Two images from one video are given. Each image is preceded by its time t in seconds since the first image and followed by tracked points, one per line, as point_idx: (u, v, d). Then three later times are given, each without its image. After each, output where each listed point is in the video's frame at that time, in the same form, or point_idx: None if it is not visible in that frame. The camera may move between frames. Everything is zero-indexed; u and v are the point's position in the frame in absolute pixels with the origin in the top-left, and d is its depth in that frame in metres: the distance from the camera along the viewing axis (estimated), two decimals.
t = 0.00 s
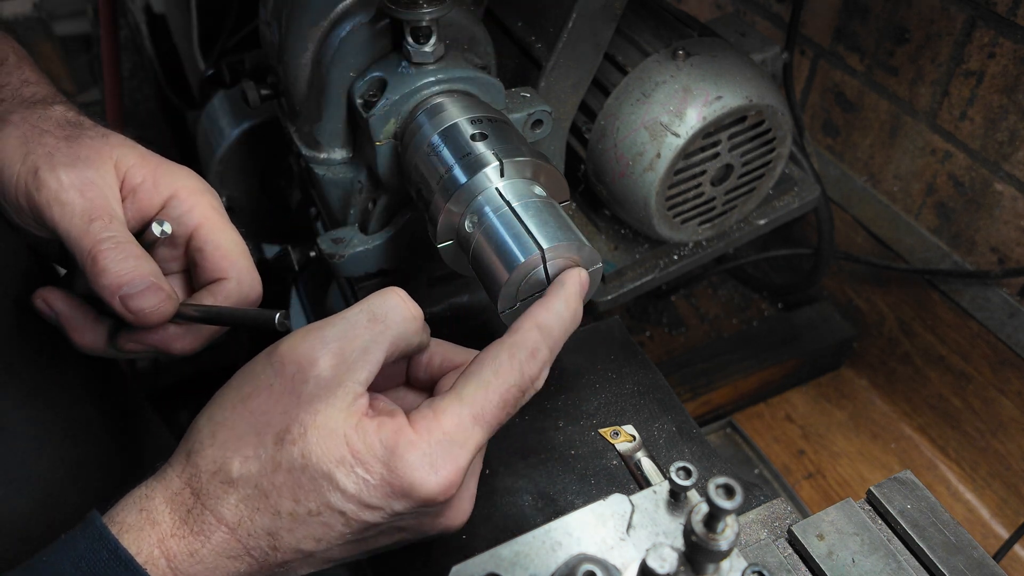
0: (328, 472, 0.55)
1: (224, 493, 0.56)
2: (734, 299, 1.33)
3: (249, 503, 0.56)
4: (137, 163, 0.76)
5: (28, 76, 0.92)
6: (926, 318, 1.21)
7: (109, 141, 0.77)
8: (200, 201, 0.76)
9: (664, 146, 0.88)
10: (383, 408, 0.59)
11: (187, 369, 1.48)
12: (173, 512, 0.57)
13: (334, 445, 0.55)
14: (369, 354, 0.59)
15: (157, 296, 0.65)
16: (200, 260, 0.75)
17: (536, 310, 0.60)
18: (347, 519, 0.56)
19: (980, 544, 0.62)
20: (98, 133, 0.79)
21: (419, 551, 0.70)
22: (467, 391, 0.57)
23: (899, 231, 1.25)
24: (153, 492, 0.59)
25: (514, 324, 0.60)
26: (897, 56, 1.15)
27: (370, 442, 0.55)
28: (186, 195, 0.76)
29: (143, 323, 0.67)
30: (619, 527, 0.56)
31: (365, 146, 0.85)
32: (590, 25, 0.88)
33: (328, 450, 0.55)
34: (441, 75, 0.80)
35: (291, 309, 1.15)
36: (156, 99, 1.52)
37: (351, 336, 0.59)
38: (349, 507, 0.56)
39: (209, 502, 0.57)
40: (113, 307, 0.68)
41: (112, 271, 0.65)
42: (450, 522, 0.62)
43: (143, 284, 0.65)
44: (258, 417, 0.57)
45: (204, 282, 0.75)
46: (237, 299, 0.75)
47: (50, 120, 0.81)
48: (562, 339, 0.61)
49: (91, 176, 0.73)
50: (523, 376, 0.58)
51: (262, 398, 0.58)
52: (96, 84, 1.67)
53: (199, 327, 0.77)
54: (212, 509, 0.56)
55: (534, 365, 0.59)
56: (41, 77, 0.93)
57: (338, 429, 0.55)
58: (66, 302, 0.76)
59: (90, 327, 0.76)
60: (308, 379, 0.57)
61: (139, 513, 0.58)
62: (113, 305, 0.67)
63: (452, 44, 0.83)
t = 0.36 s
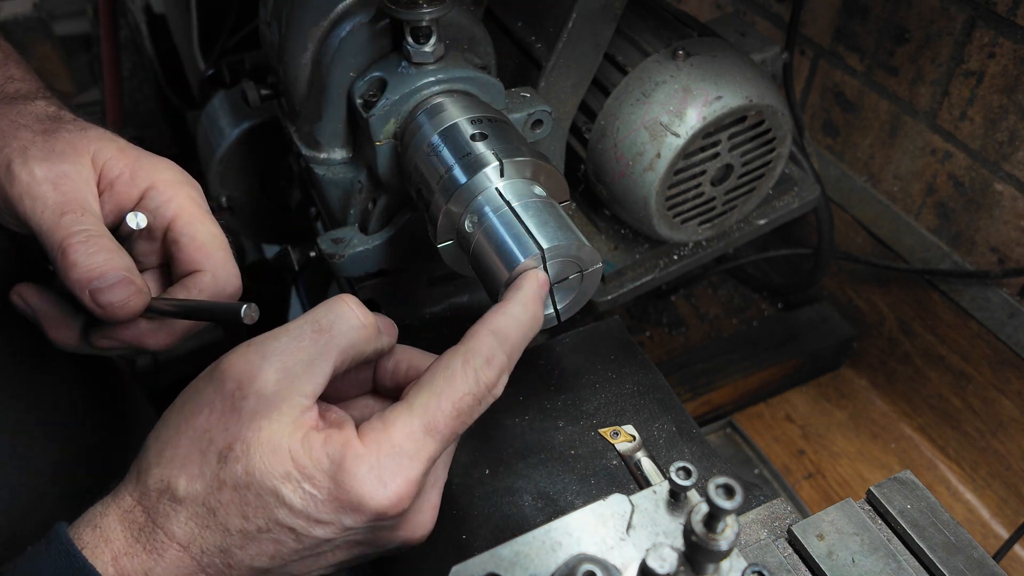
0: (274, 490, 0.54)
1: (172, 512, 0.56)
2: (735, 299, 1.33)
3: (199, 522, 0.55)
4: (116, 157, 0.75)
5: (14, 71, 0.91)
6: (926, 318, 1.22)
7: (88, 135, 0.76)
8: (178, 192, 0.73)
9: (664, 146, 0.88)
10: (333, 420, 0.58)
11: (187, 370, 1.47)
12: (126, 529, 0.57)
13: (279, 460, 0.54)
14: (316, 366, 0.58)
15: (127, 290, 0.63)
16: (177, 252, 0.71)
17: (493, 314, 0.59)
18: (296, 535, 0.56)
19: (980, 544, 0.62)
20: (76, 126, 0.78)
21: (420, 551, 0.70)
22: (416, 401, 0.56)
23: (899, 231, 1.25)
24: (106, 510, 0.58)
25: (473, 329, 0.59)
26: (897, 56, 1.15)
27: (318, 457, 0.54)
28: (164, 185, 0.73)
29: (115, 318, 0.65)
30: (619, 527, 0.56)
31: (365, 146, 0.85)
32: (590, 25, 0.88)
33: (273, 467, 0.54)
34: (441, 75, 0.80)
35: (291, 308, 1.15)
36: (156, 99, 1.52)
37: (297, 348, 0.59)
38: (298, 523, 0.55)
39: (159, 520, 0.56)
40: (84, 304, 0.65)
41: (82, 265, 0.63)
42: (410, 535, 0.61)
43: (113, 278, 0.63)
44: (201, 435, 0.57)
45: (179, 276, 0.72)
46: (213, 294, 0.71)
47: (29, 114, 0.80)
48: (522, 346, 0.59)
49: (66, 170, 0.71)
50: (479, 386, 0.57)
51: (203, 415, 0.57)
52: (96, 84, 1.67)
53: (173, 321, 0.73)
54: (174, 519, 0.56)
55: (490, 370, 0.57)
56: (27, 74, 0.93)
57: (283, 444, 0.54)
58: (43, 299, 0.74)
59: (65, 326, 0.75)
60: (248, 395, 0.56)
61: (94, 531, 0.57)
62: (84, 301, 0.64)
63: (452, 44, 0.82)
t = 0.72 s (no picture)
0: (263, 496, 0.54)
1: (155, 520, 0.55)
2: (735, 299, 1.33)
3: (184, 525, 0.55)
4: (88, 141, 0.74)
5: None
6: (926, 318, 1.22)
7: (58, 121, 0.75)
8: (152, 175, 0.73)
9: (664, 146, 0.88)
10: (319, 426, 0.58)
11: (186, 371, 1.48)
12: (104, 539, 0.56)
13: (266, 469, 0.54)
14: (306, 374, 0.58)
15: (100, 273, 0.62)
16: (152, 234, 0.71)
17: (495, 339, 0.61)
18: (280, 541, 0.56)
19: (980, 544, 0.62)
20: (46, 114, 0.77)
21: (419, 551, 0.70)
22: (412, 413, 0.57)
23: (899, 231, 1.25)
24: (86, 519, 0.57)
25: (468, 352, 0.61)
26: (896, 56, 1.15)
27: (305, 465, 0.54)
28: (138, 169, 0.73)
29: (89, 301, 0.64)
30: (620, 527, 0.56)
31: (365, 146, 0.85)
32: (590, 24, 0.88)
33: (260, 475, 0.54)
34: (441, 75, 0.80)
35: (291, 307, 1.16)
36: (156, 98, 1.52)
37: (286, 356, 0.58)
38: (281, 529, 0.55)
39: (139, 528, 0.55)
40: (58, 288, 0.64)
41: (54, 249, 0.62)
42: (390, 538, 0.61)
43: (85, 261, 0.62)
44: (184, 442, 0.56)
45: (154, 259, 0.71)
46: (189, 274, 0.70)
47: None
48: (517, 369, 0.62)
49: (37, 155, 0.71)
50: (473, 401, 0.58)
51: (187, 422, 0.57)
52: (96, 84, 1.67)
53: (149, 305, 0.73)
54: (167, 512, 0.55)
55: (486, 393, 0.59)
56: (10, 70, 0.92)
57: (271, 453, 0.54)
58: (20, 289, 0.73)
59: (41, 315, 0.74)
60: (237, 402, 0.56)
61: (71, 541, 0.56)
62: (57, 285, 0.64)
63: (452, 44, 0.82)
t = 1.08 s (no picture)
0: (269, 486, 0.54)
1: (161, 511, 0.55)
2: (735, 299, 1.33)
3: (189, 520, 0.55)
4: (62, 145, 0.74)
5: None
6: (927, 318, 1.22)
7: (32, 124, 0.75)
8: (126, 178, 0.72)
9: (664, 146, 0.88)
10: (323, 419, 0.58)
11: (187, 371, 1.48)
12: (110, 531, 0.56)
13: (273, 460, 0.54)
14: (308, 368, 0.59)
15: (80, 281, 0.62)
16: (129, 242, 0.70)
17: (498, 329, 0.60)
18: (285, 532, 0.56)
19: (980, 544, 0.62)
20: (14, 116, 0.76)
21: (419, 551, 0.70)
22: (414, 405, 0.57)
23: (899, 231, 1.25)
24: (91, 511, 0.57)
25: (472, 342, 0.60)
26: (896, 56, 1.15)
27: (311, 455, 0.54)
28: (111, 173, 0.72)
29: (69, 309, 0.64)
30: (619, 527, 0.56)
31: (365, 146, 0.85)
32: (590, 24, 0.88)
33: (266, 465, 0.54)
34: (441, 74, 0.80)
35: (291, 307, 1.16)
36: (156, 98, 1.52)
37: (291, 350, 0.59)
38: (288, 521, 0.55)
39: (145, 519, 0.55)
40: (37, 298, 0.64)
41: (33, 257, 0.62)
42: (394, 533, 0.61)
43: (65, 269, 0.62)
44: (191, 433, 0.56)
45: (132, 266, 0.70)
46: (170, 280, 0.70)
47: None
48: (518, 363, 0.61)
49: (12, 161, 0.70)
50: (475, 392, 0.58)
51: (193, 414, 0.57)
52: (96, 84, 1.67)
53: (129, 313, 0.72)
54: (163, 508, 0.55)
55: (488, 383, 0.58)
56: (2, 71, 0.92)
57: (275, 444, 0.54)
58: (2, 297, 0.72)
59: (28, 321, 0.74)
60: (243, 394, 0.56)
61: (77, 534, 0.56)
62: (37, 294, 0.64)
63: (452, 44, 0.82)
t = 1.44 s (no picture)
0: (312, 500, 0.55)
1: (200, 522, 0.55)
2: (735, 299, 1.33)
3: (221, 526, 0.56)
4: (55, 169, 0.74)
5: None
6: (927, 318, 1.22)
7: (24, 146, 0.75)
8: (119, 204, 0.72)
9: (665, 146, 0.88)
10: (358, 429, 0.59)
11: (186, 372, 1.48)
12: (145, 539, 0.56)
13: (315, 473, 0.55)
14: (345, 381, 0.58)
15: (71, 311, 0.63)
16: (119, 268, 0.70)
17: (531, 346, 0.62)
18: (322, 539, 0.57)
19: (980, 544, 0.62)
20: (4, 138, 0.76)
21: (419, 552, 0.70)
22: (451, 420, 0.58)
23: (899, 230, 1.25)
24: (124, 519, 0.56)
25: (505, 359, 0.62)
26: (897, 56, 1.15)
27: (353, 470, 0.55)
28: (105, 198, 0.72)
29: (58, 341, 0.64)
30: (619, 527, 0.56)
31: (365, 146, 0.85)
32: (590, 24, 0.88)
33: (310, 480, 0.55)
34: (441, 74, 0.80)
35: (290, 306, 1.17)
36: (156, 99, 1.52)
37: (328, 363, 0.57)
38: (325, 529, 0.56)
39: (184, 529, 0.56)
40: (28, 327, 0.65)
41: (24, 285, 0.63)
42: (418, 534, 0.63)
43: (56, 299, 0.62)
44: (231, 448, 0.55)
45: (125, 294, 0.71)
46: (160, 311, 0.70)
47: None
48: (546, 381, 0.63)
49: (5, 187, 0.70)
50: (507, 408, 0.60)
51: (231, 429, 0.56)
52: (96, 84, 1.67)
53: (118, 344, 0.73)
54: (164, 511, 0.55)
55: (519, 401, 0.60)
56: None
57: (318, 458, 0.55)
58: None
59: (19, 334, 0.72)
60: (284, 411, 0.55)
61: (108, 541, 0.56)
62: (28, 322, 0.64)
63: (451, 44, 0.82)
